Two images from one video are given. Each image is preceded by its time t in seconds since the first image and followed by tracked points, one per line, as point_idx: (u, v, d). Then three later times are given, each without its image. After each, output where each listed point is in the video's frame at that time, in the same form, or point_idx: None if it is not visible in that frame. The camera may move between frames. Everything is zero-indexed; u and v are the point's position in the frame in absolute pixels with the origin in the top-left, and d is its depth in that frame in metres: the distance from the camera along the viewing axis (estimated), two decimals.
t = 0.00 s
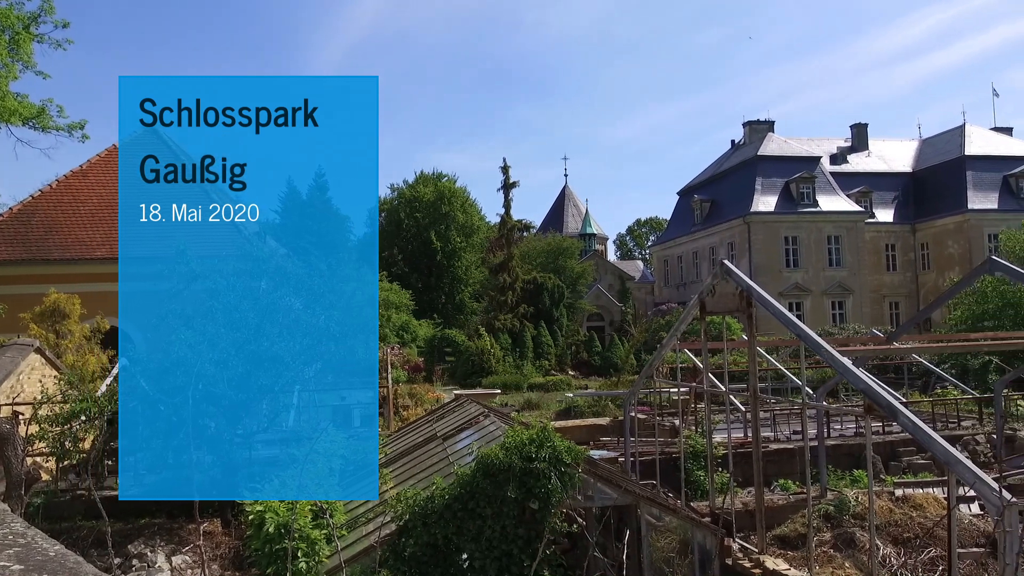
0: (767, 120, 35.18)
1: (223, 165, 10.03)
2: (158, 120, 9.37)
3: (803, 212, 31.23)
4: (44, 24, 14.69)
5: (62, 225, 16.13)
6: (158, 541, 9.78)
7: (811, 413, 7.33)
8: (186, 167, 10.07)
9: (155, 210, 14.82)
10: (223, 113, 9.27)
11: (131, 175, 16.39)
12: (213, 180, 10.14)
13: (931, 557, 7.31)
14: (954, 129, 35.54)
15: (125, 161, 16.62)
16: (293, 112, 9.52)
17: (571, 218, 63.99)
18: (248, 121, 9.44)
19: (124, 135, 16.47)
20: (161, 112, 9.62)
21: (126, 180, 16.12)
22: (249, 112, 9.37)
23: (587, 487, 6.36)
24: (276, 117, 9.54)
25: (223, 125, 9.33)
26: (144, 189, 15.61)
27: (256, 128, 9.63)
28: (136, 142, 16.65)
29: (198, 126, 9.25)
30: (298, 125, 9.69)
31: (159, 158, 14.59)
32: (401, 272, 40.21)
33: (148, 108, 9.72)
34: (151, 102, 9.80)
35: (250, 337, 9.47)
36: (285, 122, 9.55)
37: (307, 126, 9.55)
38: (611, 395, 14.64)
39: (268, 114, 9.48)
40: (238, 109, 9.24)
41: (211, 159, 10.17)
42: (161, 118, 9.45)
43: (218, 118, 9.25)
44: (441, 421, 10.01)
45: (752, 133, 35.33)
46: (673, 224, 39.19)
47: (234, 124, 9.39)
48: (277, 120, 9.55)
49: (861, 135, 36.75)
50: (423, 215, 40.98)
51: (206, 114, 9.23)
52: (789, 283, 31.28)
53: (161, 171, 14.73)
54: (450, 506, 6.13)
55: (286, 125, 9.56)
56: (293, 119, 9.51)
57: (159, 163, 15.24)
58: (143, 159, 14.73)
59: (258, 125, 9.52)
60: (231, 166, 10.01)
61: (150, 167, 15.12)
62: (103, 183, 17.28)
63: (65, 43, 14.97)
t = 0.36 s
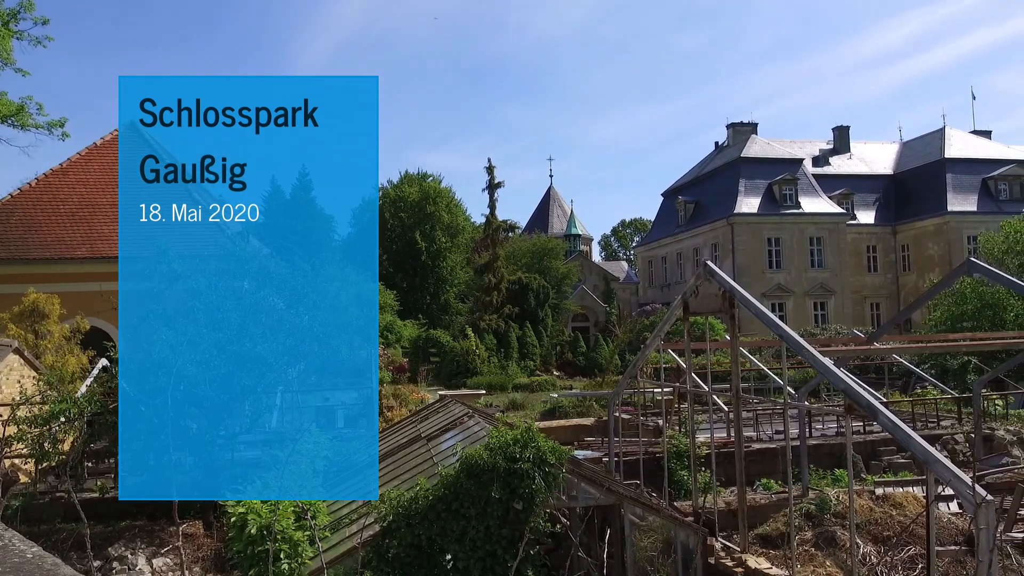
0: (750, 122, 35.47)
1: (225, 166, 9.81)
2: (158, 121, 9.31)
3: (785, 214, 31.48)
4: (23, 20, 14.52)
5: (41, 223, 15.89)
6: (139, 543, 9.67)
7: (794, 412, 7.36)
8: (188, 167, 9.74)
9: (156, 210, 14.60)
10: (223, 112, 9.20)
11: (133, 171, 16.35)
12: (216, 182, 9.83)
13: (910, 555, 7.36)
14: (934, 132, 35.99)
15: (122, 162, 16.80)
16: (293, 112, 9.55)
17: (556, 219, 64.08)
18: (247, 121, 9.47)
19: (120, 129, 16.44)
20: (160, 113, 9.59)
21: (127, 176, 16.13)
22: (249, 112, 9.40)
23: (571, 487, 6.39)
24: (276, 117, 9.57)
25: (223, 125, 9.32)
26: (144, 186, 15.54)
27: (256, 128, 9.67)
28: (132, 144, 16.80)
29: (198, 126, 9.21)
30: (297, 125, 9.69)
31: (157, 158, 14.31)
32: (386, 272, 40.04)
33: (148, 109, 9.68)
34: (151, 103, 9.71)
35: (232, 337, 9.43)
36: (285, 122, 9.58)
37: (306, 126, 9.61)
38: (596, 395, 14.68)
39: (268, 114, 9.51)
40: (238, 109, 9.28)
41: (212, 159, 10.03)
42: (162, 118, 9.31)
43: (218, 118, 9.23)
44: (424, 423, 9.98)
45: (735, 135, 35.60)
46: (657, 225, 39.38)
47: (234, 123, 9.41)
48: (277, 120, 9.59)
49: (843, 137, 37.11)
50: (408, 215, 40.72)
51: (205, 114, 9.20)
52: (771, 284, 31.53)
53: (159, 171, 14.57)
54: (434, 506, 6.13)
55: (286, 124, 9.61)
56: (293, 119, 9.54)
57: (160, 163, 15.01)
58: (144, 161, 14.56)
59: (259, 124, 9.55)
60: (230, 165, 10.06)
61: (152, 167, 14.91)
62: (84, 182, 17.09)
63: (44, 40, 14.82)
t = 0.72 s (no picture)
0: (733, 124, 35.72)
1: (224, 166, 9.19)
2: (156, 122, 8.48)
3: (768, 216, 31.73)
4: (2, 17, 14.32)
5: (20, 221, 15.68)
6: (119, 545, 9.54)
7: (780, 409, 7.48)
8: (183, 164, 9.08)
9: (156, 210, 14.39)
10: (223, 113, 8.43)
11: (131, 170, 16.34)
12: (214, 182, 9.25)
13: (890, 554, 7.42)
14: (914, 135, 36.43)
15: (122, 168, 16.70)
16: (293, 113, 8.67)
17: (541, 220, 64.15)
18: (248, 122, 8.68)
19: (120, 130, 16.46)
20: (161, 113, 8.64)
21: (125, 175, 16.11)
22: (249, 111, 8.59)
23: (554, 487, 6.42)
24: (276, 117, 8.71)
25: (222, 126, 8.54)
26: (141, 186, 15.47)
27: (256, 128, 8.89)
28: (125, 148, 16.78)
29: (198, 127, 8.45)
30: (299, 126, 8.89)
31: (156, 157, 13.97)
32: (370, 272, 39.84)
33: (146, 107, 8.83)
34: (148, 100, 8.82)
35: (214, 337, 9.46)
36: (286, 123, 8.71)
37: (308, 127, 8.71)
38: (580, 395, 14.74)
39: (268, 114, 8.69)
40: (238, 109, 8.48)
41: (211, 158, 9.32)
42: (158, 119, 8.54)
43: (218, 119, 8.44)
44: (409, 424, 9.93)
45: (719, 137, 35.83)
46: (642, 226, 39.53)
47: (234, 124, 8.61)
48: (277, 121, 8.74)
49: (825, 140, 37.42)
50: (392, 215, 40.36)
51: (205, 114, 8.41)
52: (754, 285, 31.77)
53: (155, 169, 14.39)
54: (418, 507, 6.11)
55: (286, 126, 8.74)
56: (294, 121, 8.66)
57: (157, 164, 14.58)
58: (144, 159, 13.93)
59: (259, 125, 8.74)
60: (231, 165, 9.19)
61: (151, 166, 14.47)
62: (64, 180, 16.87)
63: (24, 36, 14.63)
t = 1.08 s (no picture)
0: (717, 126, 35.97)
1: (224, 166, 8.98)
2: (155, 121, 8.31)
3: (750, 217, 31.98)
4: None
5: None
6: (99, 548, 9.42)
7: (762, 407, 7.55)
8: (182, 164, 8.91)
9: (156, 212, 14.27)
10: (222, 112, 8.31)
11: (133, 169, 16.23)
12: (213, 183, 9.02)
13: (870, 552, 7.48)
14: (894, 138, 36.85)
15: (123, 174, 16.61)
16: (294, 112, 8.54)
17: (525, 220, 64.18)
18: (247, 122, 8.55)
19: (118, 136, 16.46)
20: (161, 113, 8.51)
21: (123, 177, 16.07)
22: (249, 111, 8.47)
23: (538, 488, 6.43)
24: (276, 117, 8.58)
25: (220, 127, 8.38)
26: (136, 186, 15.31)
27: (256, 128, 8.74)
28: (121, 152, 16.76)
29: (198, 127, 8.34)
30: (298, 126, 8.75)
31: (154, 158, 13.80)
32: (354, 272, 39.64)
33: (146, 107, 8.66)
34: (148, 99, 8.71)
35: (196, 338, 9.36)
36: (286, 123, 8.56)
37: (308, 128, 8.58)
38: (564, 395, 14.78)
39: (268, 114, 8.55)
40: (238, 109, 8.35)
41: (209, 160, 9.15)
42: (158, 121, 8.44)
43: (218, 119, 8.32)
44: (393, 425, 9.90)
45: (703, 138, 36.04)
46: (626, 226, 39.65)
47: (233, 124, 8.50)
48: (277, 120, 8.60)
49: (807, 142, 37.74)
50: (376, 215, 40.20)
51: (204, 114, 8.29)
52: (737, 285, 31.99)
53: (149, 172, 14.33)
54: (402, 508, 6.09)
55: (286, 126, 8.59)
56: (294, 121, 8.54)
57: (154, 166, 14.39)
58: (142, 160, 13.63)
59: (257, 125, 8.61)
60: (231, 165, 9.00)
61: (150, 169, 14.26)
62: (43, 178, 16.62)
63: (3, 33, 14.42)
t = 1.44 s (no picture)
0: (700, 128, 36.17)
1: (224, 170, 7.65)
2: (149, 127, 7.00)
3: (733, 218, 32.18)
4: None
5: None
6: (80, 549, 9.30)
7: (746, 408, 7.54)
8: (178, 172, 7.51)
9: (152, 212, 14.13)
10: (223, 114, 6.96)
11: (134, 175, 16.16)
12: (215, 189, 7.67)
13: (851, 550, 7.53)
14: (876, 141, 37.22)
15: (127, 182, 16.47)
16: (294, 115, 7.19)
17: (511, 221, 64.17)
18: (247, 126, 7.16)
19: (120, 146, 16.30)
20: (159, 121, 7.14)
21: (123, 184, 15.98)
22: (249, 113, 7.05)
23: (523, 488, 6.44)
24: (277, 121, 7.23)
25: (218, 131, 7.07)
26: (142, 188, 15.34)
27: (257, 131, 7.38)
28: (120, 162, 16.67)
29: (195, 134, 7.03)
30: (306, 129, 7.40)
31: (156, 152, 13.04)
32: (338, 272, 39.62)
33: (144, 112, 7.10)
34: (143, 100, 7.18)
35: (177, 338, 9.31)
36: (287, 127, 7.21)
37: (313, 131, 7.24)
38: (548, 395, 14.83)
39: (267, 116, 7.17)
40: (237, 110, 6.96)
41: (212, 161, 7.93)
42: (156, 123, 6.98)
43: (218, 123, 7.01)
44: (378, 425, 9.78)
45: (687, 140, 36.23)
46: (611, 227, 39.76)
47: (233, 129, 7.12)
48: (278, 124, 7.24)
49: (790, 144, 38.03)
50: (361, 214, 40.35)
51: (205, 117, 6.99)
52: (720, 286, 32.20)
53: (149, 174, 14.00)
54: (386, 509, 6.06)
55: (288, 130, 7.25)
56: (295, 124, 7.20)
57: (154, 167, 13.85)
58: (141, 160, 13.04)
59: (260, 129, 7.20)
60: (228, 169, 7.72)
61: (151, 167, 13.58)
62: (23, 176, 16.39)
63: None
